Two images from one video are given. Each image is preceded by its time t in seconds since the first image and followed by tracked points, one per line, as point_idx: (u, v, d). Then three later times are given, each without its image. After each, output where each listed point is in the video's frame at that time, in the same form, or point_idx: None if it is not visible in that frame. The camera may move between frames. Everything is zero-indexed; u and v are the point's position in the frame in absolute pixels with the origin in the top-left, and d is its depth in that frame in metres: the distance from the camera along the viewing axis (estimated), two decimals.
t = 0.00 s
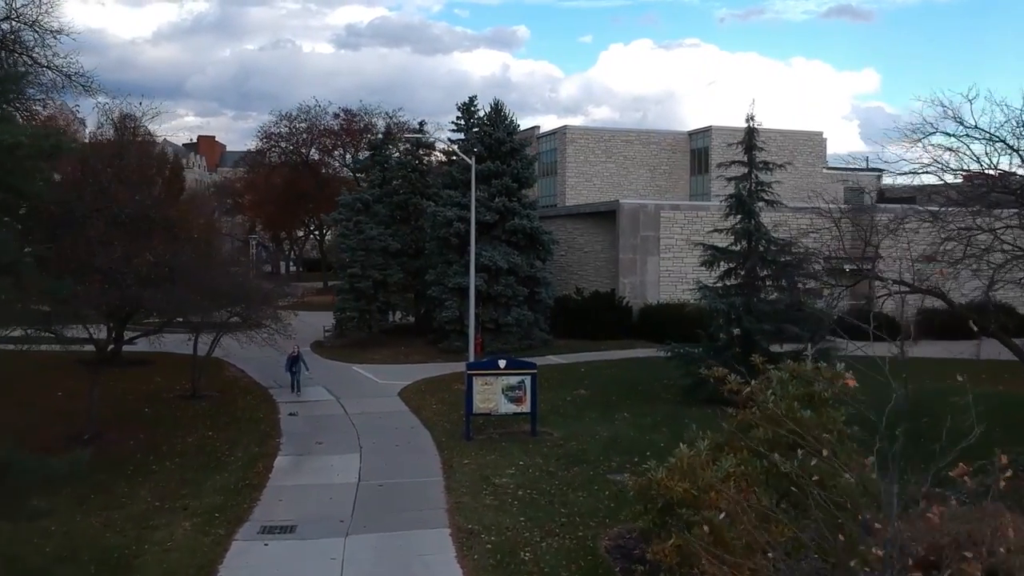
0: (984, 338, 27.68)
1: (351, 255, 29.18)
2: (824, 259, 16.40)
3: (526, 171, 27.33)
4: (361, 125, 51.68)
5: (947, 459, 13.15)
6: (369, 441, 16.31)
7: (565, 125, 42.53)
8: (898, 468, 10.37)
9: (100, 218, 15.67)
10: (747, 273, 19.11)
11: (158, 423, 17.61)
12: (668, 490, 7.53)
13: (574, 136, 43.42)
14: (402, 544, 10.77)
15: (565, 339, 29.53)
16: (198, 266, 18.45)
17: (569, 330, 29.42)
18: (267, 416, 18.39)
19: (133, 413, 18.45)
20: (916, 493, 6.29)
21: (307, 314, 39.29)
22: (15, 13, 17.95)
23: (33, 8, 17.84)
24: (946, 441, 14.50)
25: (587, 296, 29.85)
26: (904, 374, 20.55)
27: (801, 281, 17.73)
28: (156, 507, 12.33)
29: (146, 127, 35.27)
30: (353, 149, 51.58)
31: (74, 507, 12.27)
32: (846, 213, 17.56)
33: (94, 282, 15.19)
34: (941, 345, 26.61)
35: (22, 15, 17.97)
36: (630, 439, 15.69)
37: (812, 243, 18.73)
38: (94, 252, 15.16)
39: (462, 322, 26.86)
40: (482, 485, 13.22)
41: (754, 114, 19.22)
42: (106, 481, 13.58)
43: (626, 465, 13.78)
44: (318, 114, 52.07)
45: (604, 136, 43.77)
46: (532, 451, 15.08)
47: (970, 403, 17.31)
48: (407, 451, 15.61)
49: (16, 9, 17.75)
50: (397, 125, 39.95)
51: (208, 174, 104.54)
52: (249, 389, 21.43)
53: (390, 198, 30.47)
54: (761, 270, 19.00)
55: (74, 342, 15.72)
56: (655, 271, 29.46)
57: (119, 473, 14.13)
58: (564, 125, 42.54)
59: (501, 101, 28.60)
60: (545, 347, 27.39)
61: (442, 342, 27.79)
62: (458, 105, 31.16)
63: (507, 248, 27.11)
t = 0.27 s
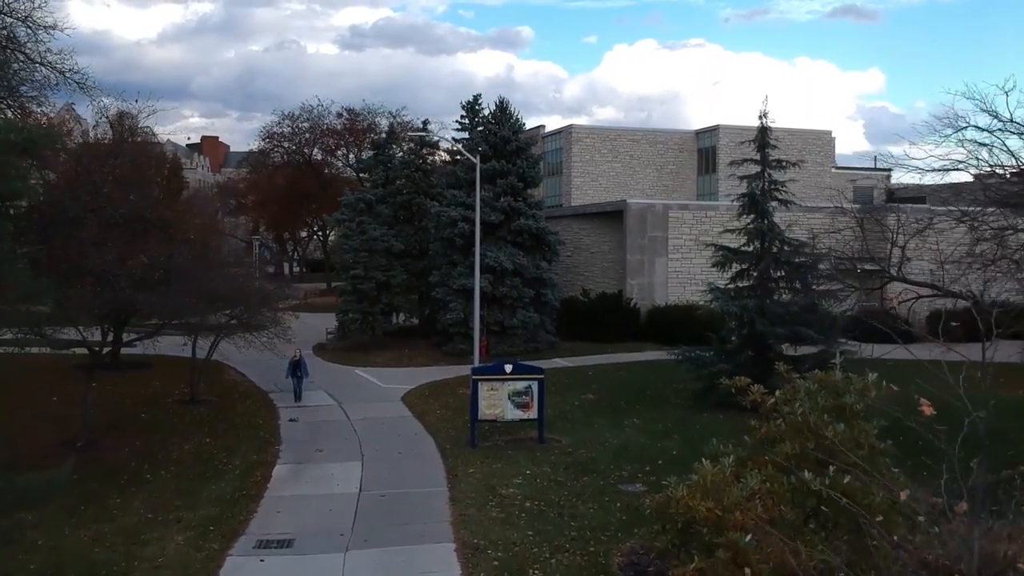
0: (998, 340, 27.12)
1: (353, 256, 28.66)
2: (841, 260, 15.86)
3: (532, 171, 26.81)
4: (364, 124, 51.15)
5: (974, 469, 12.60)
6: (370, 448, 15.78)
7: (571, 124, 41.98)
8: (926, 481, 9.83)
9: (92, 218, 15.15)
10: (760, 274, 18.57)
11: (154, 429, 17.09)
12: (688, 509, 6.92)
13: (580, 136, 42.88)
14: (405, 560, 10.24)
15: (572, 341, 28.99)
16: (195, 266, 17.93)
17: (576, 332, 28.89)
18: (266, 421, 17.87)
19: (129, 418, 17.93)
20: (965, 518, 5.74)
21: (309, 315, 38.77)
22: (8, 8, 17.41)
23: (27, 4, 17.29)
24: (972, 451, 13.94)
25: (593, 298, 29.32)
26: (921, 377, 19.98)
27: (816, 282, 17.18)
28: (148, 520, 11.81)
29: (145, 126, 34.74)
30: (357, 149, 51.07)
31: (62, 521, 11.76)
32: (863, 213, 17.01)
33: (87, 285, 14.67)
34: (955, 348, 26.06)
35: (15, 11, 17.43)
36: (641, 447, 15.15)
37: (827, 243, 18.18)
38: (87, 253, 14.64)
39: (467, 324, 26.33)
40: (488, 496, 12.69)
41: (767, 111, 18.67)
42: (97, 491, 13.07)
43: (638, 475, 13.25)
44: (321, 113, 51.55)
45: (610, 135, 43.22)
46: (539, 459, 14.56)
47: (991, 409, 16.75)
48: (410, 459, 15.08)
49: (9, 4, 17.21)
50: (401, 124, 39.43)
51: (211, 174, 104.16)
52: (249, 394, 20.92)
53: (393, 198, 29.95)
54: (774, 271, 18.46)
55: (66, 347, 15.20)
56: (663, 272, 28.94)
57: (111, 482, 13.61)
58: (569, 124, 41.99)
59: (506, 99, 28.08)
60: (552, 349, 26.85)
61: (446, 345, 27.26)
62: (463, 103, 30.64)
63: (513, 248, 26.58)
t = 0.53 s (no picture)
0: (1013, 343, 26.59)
1: (356, 257, 28.16)
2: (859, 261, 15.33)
3: (538, 170, 26.30)
4: (367, 123, 50.66)
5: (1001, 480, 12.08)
6: (371, 455, 15.27)
7: (576, 124, 41.46)
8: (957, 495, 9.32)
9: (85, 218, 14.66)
10: (774, 276, 18.03)
11: (150, 435, 16.60)
12: (712, 532, 6.41)
13: (585, 135, 42.34)
14: None
15: (578, 344, 28.49)
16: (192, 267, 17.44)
17: (582, 334, 28.38)
18: (265, 427, 17.38)
19: (124, 423, 17.44)
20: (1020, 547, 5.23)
21: (311, 317, 38.27)
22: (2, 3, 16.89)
23: None
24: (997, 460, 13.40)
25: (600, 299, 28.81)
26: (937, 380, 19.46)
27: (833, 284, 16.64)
28: (140, 533, 11.32)
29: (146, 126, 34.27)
30: (359, 148, 50.59)
31: (50, 535, 11.27)
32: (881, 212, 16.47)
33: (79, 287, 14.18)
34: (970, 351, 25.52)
35: (9, 6, 16.92)
36: (652, 455, 14.64)
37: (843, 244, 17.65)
38: (79, 255, 14.16)
39: (471, 326, 25.82)
40: (494, 507, 12.19)
41: (780, 108, 18.15)
42: (89, 502, 12.58)
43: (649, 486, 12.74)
44: (324, 113, 51.06)
45: (616, 134, 42.71)
46: (547, 468, 14.06)
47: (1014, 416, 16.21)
48: (412, 467, 14.57)
49: None
50: (404, 123, 38.95)
51: (213, 174, 103.75)
52: (248, 398, 20.43)
53: (396, 197, 29.45)
54: (788, 272, 17.92)
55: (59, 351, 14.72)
56: (671, 273, 28.44)
57: (103, 492, 13.12)
58: (575, 124, 41.47)
59: (512, 97, 27.58)
60: (558, 352, 26.34)
61: (450, 347, 26.76)
62: (467, 102, 30.14)
63: (518, 249, 26.08)
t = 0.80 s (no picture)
0: None
1: (362, 258, 27.68)
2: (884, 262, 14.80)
3: (547, 169, 25.80)
4: (373, 123, 50.20)
5: None
6: (378, 463, 14.77)
7: (584, 123, 40.98)
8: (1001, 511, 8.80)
9: (83, 219, 14.19)
10: (792, 277, 17.51)
11: (151, 442, 16.14)
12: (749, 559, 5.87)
13: (593, 134, 41.82)
14: None
15: (587, 346, 27.99)
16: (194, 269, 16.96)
17: (592, 336, 27.88)
18: (270, 434, 16.88)
19: (125, 430, 16.98)
20: None
21: (316, 318, 37.79)
22: None
23: None
24: None
25: (610, 301, 28.33)
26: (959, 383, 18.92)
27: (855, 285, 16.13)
28: (139, 548, 10.84)
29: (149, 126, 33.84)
30: (365, 148, 50.14)
31: (45, 550, 10.81)
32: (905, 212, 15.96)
33: (77, 290, 13.71)
34: (989, 353, 24.99)
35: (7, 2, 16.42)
36: (669, 464, 14.16)
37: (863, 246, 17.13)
38: (77, 258, 13.69)
39: (479, 329, 25.33)
40: (507, 520, 11.71)
41: (799, 104, 17.63)
42: (86, 515, 12.10)
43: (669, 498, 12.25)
44: (328, 112, 50.60)
45: (624, 133, 42.22)
46: (561, 478, 13.58)
47: None
48: (422, 476, 14.08)
49: None
50: (409, 122, 38.49)
51: (217, 175, 103.45)
52: (252, 403, 19.96)
53: (403, 197, 28.96)
54: (807, 273, 17.39)
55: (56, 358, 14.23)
56: (683, 274, 27.96)
57: (101, 504, 12.63)
58: (582, 123, 40.98)
59: (520, 95, 27.09)
60: (567, 355, 25.85)
61: (458, 350, 26.28)
62: (474, 100, 29.66)
63: (527, 250, 25.59)
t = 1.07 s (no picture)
0: None
1: (368, 260, 27.21)
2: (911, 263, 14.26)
3: (557, 168, 25.31)
4: (378, 122, 49.75)
5: None
6: (387, 472, 14.28)
7: (592, 122, 40.47)
8: None
9: (82, 220, 13.72)
10: (812, 279, 16.98)
11: (152, 450, 15.67)
12: None
13: (602, 133, 41.29)
14: None
15: (598, 349, 27.48)
16: (197, 271, 16.48)
17: (603, 338, 27.40)
18: (275, 442, 16.41)
19: (126, 437, 16.52)
20: None
21: (321, 320, 37.32)
22: None
23: None
24: None
25: (621, 302, 27.83)
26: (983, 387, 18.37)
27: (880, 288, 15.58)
28: (138, 564, 10.37)
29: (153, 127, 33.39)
30: (370, 148, 49.69)
31: (40, 566, 10.34)
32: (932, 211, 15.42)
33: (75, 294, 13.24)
34: (1009, 355, 24.46)
35: None
36: (689, 473, 13.66)
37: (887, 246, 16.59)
38: (76, 261, 13.23)
39: (488, 332, 24.84)
40: (522, 533, 11.21)
41: (820, 101, 17.11)
42: (84, 529, 11.64)
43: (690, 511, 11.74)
44: (333, 112, 50.15)
45: (633, 132, 41.70)
46: (577, 488, 13.09)
47: None
48: (432, 486, 13.59)
49: None
50: (416, 121, 38.00)
51: (222, 176, 103.19)
52: (257, 409, 19.50)
53: (410, 198, 28.49)
54: (827, 275, 16.86)
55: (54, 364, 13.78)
56: (695, 275, 27.45)
57: (100, 517, 12.17)
58: (591, 122, 40.47)
59: (529, 93, 26.59)
60: (578, 358, 25.35)
61: (466, 353, 25.80)
62: (482, 99, 29.17)
63: (537, 251, 25.09)
